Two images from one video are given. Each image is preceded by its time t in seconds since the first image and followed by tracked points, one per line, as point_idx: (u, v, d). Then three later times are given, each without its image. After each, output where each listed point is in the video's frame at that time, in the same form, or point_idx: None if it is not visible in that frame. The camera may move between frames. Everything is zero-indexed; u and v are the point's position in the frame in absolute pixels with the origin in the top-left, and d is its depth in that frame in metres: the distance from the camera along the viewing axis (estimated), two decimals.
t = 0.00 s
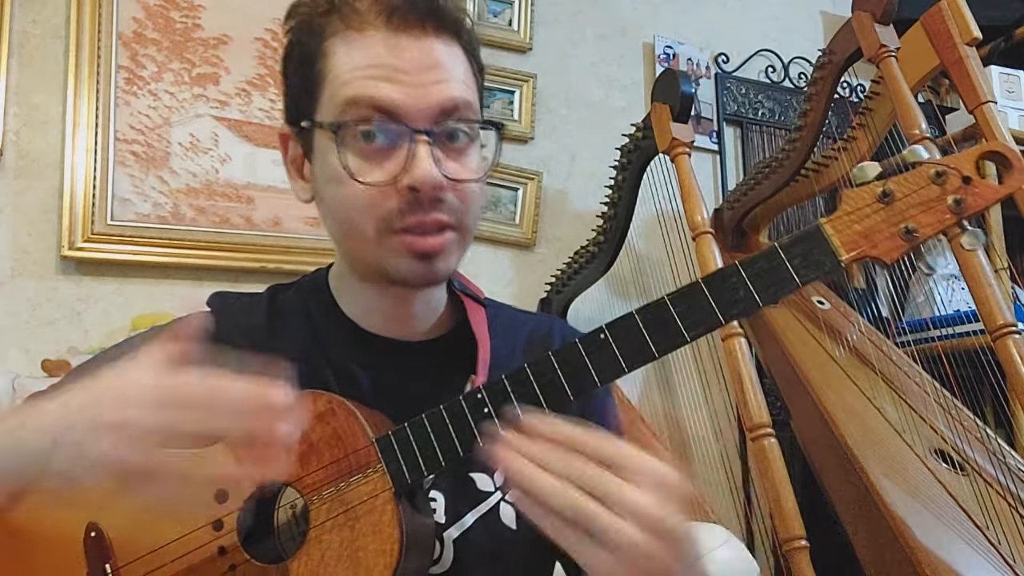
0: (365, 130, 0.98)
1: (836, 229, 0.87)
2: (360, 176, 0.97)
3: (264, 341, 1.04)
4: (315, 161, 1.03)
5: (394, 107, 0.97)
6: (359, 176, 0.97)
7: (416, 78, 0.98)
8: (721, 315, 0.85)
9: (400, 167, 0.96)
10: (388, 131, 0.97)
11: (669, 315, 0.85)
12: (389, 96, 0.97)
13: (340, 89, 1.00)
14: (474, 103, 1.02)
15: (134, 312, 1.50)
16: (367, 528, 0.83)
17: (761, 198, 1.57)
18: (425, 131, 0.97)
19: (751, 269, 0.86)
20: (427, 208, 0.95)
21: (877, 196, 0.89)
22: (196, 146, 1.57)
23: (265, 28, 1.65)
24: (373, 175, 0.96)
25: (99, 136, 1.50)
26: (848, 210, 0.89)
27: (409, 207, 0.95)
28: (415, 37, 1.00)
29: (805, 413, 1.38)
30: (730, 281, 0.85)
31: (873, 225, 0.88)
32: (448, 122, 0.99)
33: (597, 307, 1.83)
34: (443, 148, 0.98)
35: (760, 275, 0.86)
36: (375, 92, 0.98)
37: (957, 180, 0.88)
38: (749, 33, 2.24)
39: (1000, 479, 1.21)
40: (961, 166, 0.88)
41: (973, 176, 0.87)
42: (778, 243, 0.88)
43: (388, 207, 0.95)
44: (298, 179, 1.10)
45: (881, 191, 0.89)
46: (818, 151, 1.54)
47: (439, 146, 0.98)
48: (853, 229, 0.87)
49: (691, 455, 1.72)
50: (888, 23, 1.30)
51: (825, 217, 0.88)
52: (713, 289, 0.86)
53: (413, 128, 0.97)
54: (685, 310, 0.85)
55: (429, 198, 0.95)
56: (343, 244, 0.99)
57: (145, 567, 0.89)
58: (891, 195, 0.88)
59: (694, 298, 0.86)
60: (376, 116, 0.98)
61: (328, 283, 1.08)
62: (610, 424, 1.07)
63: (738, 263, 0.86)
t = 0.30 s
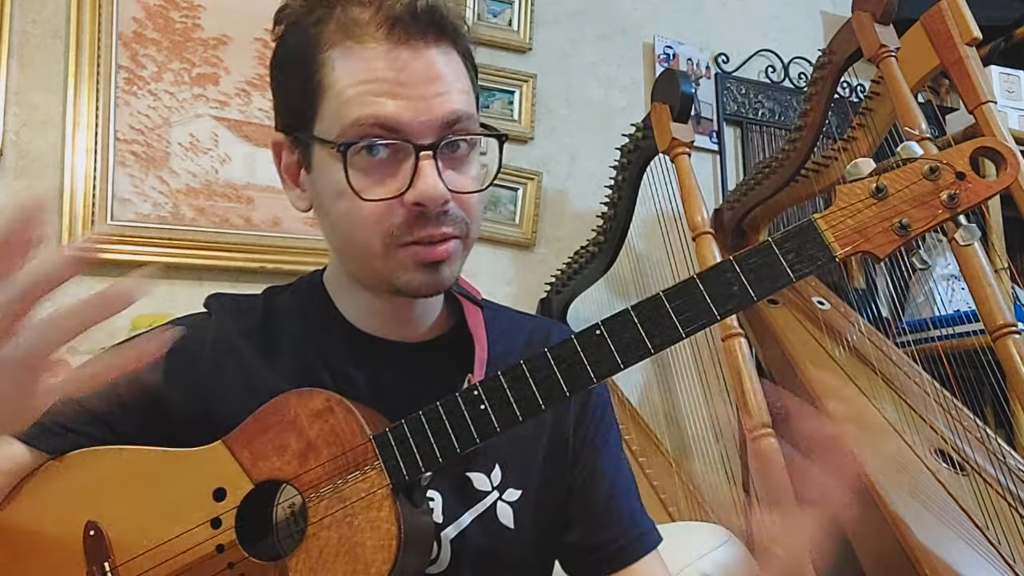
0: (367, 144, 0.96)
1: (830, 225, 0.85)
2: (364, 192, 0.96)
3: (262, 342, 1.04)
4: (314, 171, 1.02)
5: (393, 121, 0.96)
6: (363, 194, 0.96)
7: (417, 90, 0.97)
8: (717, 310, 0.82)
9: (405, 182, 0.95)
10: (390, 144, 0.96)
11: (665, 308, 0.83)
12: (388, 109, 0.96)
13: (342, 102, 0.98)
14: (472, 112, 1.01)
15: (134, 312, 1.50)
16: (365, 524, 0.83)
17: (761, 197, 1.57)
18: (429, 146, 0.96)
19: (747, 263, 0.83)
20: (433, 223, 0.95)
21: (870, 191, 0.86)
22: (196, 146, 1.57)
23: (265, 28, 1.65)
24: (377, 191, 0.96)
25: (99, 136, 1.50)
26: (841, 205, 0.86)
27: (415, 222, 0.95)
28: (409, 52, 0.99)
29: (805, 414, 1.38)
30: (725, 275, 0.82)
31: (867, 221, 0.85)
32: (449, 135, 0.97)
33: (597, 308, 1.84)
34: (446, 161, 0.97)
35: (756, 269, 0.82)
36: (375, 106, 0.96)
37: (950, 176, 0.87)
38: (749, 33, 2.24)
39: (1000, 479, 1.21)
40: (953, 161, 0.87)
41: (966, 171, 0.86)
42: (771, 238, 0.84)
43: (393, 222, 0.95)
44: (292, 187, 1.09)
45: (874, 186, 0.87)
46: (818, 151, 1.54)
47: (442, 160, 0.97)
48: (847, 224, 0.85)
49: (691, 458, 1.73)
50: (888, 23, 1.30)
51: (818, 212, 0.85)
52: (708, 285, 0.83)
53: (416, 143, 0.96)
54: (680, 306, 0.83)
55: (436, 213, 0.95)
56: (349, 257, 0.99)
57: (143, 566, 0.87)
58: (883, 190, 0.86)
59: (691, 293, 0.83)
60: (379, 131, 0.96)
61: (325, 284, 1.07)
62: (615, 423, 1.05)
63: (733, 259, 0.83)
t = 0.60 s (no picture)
0: (351, 131, 0.97)
1: (836, 222, 0.85)
2: (343, 179, 0.97)
3: (261, 342, 1.04)
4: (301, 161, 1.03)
5: (374, 106, 0.97)
6: (342, 180, 0.97)
7: (402, 78, 0.98)
8: (718, 310, 0.81)
9: (384, 171, 0.95)
10: (369, 132, 0.96)
11: (666, 309, 0.82)
12: (372, 95, 0.97)
13: (329, 90, 0.99)
14: (460, 103, 1.01)
15: (134, 312, 1.50)
16: (364, 526, 0.83)
17: (761, 198, 1.57)
18: (408, 132, 0.96)
19: (746, 262, 0.82)
20: (412, 211, 0.95)
21: (876, 189, 0.88)
22: (196, 146, 1.57)
23: (265, 28, 1.65)
24: (356, 177, 0.96)
25: (99, 136, 1.50)
26: (848, 203, 0.87)
27: (393, 210, 0.95)
28: (402, 40, 0.99)
29: (806, 413, 1.38)
30: (725, 275, 0.82)
31: (868, 219, 0.86)
32: (430, 123, 0.97)
33: (597, 308, 1.84)
34: (428, 149, 0.97)
35: (755, 268, 0.82)
36: (359, 92, 0.97)
37: (956, 174, 0.88)
38: (749, 33, 2.24)
39: (1000, 479, 1.21)
40: (959, 160, 0.88)
41: (972, 170, 0.88)
42: (770, 237, 0.84)
43: (371, 210, 0.95)
44: (290, 183, 1.09)
45: (879, 184, 0.88)
46: (818, 151, 1.54)
47: (423, 148, 0.97)
48: (851, 222, 0.86)
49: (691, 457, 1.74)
50: (889, 23, 1.30)
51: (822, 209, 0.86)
52: (707, 284, 0.82)
53: (395, 129, 0.96)
54: (680, 305, 0.82)
55: (414, 201, 0.95)
56: (332, 246, 0.99)
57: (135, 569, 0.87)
58: (888, 188, 0.88)
59: (691, 294, 0.82)
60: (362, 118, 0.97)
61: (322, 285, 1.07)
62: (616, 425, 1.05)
63: (733, 258, 0.83)
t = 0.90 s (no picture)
0: (357, 103, 0.99)
1: (838, 226, 0.84)
2: (341, 144, 0.97)
3: (265, 342, 1.02)
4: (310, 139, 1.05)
5: (377, 78, 0.98)
6: (340, 144, 0.97)
7: (408, 55, 0.99)
8: (721, 312, 0.81)
9: (380, 139, 0.96)
10: (372, 102, 0.98)
11: (671, 312, 0.82)
12: (379, 70, 0.99)
13: (341, 66, 1.01)
14: (466, 88, 1.02)
15: (135, 312, 1.50)
16: (366, 527, 0.83)
17: (761, 198, 1.57)
18: (408, 102, 0.97)
19: (751, 264, 0.82)
20: (404, 177, 0.95)
21: (880, 192, 0.86)
22: (196, 146, 1.57)
23: (265, 28, 1.65)
24: (353, 142, 0.97)
25: (99, 136, 1.50)
26: (851, 206, 0.86)
27: (386, 174, 0.95)
28: (415, 23, 1.01)
29: (806, 411, 1.38)
30: (728, 276, 0.82)
31: (873, 222, 0.85)
32: (432, 98, 0.99)
33: (598, 308, 1.84)
34: (427, 124, 0.98)
35: (760, 270, 0.82)
36: (366, 66, 0.99)
37: (961, 177, 0.87)
38: (749, 33, 2.24)
39: (1000, 479, 1.21)
40: (964, 162, 0.87)
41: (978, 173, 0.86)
42: (776, 239, 0.83)
43: (364, 174, 0.95)
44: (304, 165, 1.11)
45: (884, 187, 0.86)
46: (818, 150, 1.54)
47: (423, 125, 0.98)
48: (854, 225, 0.84)
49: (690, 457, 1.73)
50: (889, 23, 1.30)
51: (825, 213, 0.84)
52: (711, 285, 0.82)
53: (396, 100, 0.97)
54: (684, 307, 0.82)
55: (407, 167, 0.95)
56: (328, 220, 0.99)
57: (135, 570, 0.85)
58: (893, 191, 0.86)
59: (695, 296, 0.82)
60: (367, 91, 0.98)
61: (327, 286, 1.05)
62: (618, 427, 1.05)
63: (737, 260, 0.82)
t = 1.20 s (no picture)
0: (364, 107, 0.98)
1: (832, 249, 0.86)
2: (343, 145, 0.97)
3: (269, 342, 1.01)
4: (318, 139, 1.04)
5: (388, 84, 0.98)
6: (343, 146, 0.97)
7: (417, 65, 0.99)
8: (726, 324, 0.84)
9: (382, 144, 0.96)
10: (378, 108, 0.98)
11: (677, 322, 0.84)
12: (389, 77, 0.98)
13: (354, 70, 1.00)
14: (473, 101, 1.01)
15: (134, 312, 1.50)
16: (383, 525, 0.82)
17: (761, 197, 1.56)
18: (412, 111, 0.97)
19: (754, 281, 0.85)
20: (401, 184, 0.95)
21: (868, 218, 0.86)
22: (196, 146, 1.57)
23: (265, 28, 1.65)
24: (356, 145, 0.97)
25: (99, 136, 1.50)
26: (840, 231, 0.87)
27: (384, 180, 0.95)
28: (429, 35, 1.00)
29: (806, 411, 1.38)
30: (735, 293, 0.84)
31: (865, 245, 0.86)
32: (438, 110, 0.98)
33: (598, 309, 1.84)
34: (431, 136, 0.98)
35: (764, 286, 0.84)
36: (377, 73, 0.99)
37: (944, 208, 0.87)
38: (749, 33, 2.24)
39: (1000, 480, 1.21)
40: (947, 193, 0.87)
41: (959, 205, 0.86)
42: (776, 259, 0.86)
43: (363, 178, 0.95)
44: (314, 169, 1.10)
45: (873, 214, 0.86)
46: (818, 150, 1.54)
47: (426, 134, 0.98)
48: (845, 249, 0.86)
49: (690, 457, 1.73)
50: (889, 23, 1.30)
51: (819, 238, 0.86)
52: (718, 301, 0.85)
53: (401, 107, 0.97)
54: (689, 317, 0.84)
55: (405, 175, 0.95)
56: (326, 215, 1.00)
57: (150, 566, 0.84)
58: (882, 218, 0.86)
59: (701, 310, 0.84)
60: (374, 96, 0.98)
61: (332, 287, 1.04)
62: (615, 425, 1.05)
63: (741, 278, 0.85)
